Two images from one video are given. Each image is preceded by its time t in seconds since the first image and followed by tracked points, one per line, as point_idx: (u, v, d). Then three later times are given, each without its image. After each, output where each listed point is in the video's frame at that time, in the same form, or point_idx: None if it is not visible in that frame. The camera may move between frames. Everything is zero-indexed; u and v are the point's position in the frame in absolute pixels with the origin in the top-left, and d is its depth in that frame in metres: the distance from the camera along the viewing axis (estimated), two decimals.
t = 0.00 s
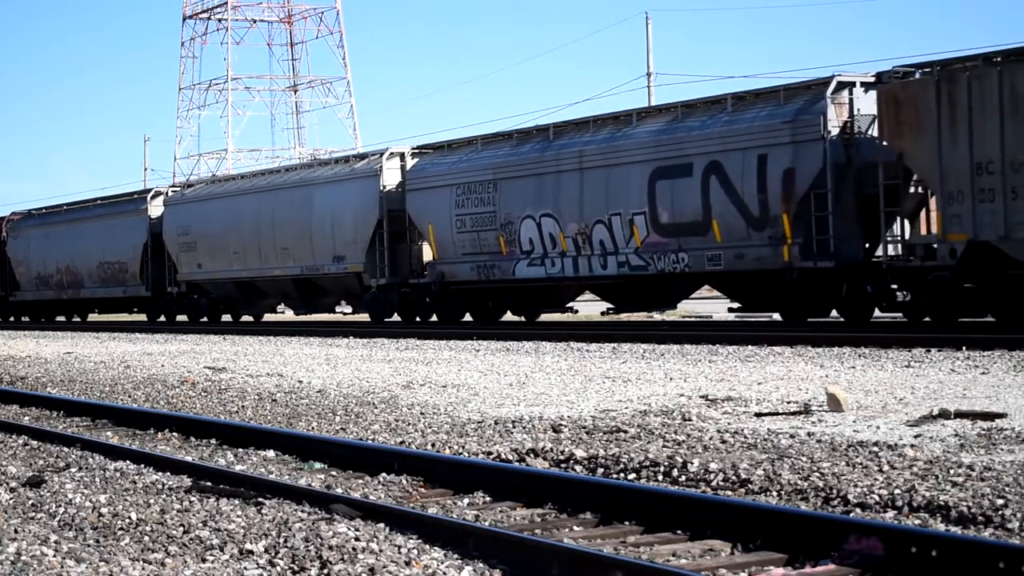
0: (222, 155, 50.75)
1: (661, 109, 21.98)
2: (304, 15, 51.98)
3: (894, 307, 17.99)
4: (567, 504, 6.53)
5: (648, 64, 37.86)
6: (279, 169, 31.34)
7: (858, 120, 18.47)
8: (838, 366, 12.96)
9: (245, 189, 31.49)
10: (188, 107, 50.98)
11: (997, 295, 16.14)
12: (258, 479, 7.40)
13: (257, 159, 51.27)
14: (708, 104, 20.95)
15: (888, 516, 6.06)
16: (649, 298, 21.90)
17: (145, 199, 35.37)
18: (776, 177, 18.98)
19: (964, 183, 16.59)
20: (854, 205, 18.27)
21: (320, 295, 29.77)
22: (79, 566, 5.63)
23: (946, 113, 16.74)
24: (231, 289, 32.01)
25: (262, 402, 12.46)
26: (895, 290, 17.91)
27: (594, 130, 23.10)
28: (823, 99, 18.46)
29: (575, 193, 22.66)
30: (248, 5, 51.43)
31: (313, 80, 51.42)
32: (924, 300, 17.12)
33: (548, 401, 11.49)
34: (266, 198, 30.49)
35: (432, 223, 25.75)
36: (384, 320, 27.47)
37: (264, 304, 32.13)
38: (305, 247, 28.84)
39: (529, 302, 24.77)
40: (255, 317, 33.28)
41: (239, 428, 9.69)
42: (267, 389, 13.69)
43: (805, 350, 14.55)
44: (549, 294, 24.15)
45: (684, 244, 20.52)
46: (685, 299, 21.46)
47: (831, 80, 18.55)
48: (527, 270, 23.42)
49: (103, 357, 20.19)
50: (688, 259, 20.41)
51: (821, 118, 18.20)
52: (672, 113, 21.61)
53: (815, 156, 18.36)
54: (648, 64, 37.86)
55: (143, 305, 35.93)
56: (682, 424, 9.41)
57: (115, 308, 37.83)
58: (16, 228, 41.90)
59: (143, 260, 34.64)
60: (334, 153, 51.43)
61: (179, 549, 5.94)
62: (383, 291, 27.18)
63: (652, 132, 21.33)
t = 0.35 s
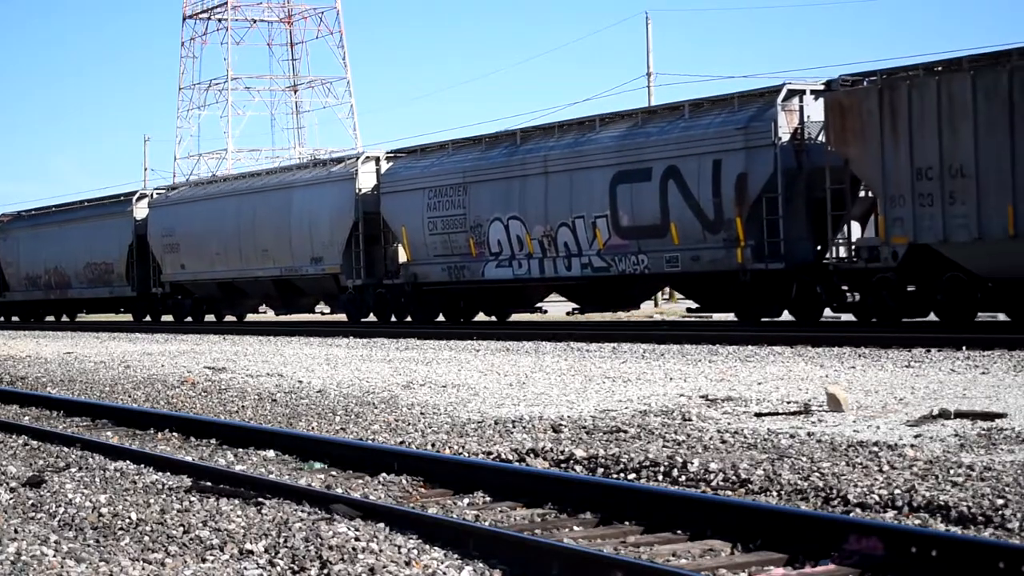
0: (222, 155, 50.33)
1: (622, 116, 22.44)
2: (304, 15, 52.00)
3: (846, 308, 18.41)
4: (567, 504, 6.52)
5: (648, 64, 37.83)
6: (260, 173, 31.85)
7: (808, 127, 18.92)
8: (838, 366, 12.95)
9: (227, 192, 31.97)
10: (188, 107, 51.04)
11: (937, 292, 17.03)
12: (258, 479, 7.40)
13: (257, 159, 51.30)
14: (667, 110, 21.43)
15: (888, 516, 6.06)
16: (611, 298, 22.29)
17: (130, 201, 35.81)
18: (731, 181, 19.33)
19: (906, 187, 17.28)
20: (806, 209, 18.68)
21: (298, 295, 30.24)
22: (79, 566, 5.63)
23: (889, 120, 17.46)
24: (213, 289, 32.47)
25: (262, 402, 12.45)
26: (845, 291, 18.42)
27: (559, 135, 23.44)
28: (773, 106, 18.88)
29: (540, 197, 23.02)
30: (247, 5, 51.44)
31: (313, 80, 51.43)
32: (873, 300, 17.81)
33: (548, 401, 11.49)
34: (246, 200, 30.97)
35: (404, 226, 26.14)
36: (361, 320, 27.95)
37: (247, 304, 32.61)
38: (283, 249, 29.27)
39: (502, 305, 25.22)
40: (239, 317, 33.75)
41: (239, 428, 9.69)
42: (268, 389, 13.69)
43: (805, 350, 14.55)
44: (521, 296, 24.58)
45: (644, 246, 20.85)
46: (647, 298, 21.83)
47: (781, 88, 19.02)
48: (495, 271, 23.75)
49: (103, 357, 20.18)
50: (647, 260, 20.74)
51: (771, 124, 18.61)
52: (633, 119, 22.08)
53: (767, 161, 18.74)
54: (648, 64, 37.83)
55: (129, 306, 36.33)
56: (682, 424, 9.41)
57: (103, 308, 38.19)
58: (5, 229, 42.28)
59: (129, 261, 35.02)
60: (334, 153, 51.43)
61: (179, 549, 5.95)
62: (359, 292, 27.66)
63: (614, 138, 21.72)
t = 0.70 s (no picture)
0: (222, 156, 50.44)
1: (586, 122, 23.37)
2: (304, 15, 52.14)
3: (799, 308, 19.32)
4: (568, 504, 6.52)
5: (647, 63, 37.83)
6: (241, 176, 32.53)
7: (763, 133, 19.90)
8: (838, 366, 12.95)
9: (209, 194, 32.67)
10: (188, 107, 51.19)
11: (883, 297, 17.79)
12: (258, 479, 7.40)
13: (257, 159, 51.42)
14: (628, 116, 22.39)
15: (888, 516, 6.06)
16: (581, 297, 23.14)
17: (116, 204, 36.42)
18: (688, 185, 20.28)
19: (851, 192, 18.25)
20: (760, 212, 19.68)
21: (279, 295, 31.00)
22: (79, 566, 5.63)
23: (836, 127, 18.42)
24: (196, 290, 33.18)
25: (262, 402, 12.46)
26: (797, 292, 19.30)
27: (525, 139, 24.48)
28: (728, 113, 19.86)
29: (508, 200, 23.91)
30: (247, 4, 51.57)
31: (314, 80, 51.58)
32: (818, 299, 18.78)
33: (548, 401, 11.49)
34: (227, 203, 31.66)
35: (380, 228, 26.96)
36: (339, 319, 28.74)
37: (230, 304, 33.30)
38: (263, 251, 29.99)
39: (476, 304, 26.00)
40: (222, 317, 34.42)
41: (239, 428, 9.69)
42: (268, 389, 13.69)
43: (805, 350, 14.56)
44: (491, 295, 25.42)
45: (607, 248, 21.72)
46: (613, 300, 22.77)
47: (735, 96, 19.98)
48: (466, 271, 24.64)
49: (103, 357, 20.19)
50: (610, 262, 21.61)
51: (725, 130, 19.60)
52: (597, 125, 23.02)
53: (720, 167, 19.75)
54: (647, 63, 37.83)
55: (116, 306, 36.92)
56: (682, 424, 9.40)
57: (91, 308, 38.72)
58: None
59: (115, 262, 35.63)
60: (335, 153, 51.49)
61: (179, 549, 5.95)
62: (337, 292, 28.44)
63: (577, 143, 22.68)
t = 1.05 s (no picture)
0: (222, 155, 50.90)
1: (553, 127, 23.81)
2: (304, 15, 52.36)
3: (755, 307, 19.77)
4: (568, 503, 6.52)
5: (648, 63, 37.84)
6: (223, 178, 32.93)
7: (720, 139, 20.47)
8: (837, 366, 12.95)
9: (191, 197, 33.06)
10: (188, 108, 51.72)
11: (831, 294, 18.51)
12: (258, 479, 7.40)
13: (257, 158, 51.92)
14: (593, 121, 22.84)
15: (888, 516, 6.06)
16: (548, 297, 23.67)
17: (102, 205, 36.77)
18: (647, 190, 20.73)
19: (800, 197, 18.77)
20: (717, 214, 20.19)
21: (260, 296, 31.43)
22: (79, 566, 5.63)
23: (786, 133, 18.93)
24: (180, 291, 33.58)
25: (262, 402, 12.46)
26: (753, 292, 19.77)
27: (495, 144, 24.87)
28: (686, 119, 20.42)
29: (478, 203, 24.36)
30: (247, 5, 51.81)
31: (313, 81, 51.75)
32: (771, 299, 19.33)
33: (548, 401, 11.49)
34: (209, 205, 32.07)
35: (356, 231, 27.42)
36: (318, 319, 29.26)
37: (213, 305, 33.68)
38: (243, 252, 30.39)
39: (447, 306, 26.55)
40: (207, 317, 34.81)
41: (239, 428, 9.69)
42: (268, 389, 13.69)
43: (805, 350, 14.56)
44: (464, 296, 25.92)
45: (572, 250, 22.20)
46: (579, 299, 23.31)
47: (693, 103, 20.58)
48: (438, 272, 25.12)
49: (103, 357, 20.19)
50: (574, 263, 22.10)
51: (683, 136, 20.15)
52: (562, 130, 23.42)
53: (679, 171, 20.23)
54: (648, 63, 37.84)
55: (102, 306, 37.24)
56: (682, 424, 9.40)
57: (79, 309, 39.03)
58: None
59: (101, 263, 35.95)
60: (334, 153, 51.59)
61: (179, 549, 5.95)
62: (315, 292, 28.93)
63: (543, 148, 23.10)
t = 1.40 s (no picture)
0: (222, 156, 51.22)
1: (521, 131, 24.59)
2: (304, 15, 52.63)
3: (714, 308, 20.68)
4: (568, 504, 6.52)
5: (647, 63, 37.91)
6: (206, 182, 33.69)
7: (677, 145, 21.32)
8: (837, 366, 12.95)
9: (175, 200, 33.80)
10: (189, 108, 52.50)
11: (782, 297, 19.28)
12: (258, 479, 7.40)
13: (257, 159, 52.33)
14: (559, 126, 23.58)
15: (888, 516, 6.06)
16: (515, 297, 24.52)
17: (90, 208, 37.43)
18: (608, 194, 21.45)
19: (753, 201, 19.56)
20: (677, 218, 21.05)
21: (242, 296, 32.17)
22: (79, 566, 5.63)
23: (740, 140, 19.73)
24: (164, 291, 34.31)
25: (262, 402, 12.46)
26: (711, 293, 20.71)
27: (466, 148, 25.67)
28: (646, 125, 21.21)
29: (449, 206, 25.09)
30: (247, 5, 52.07)
31: (313, 81, 51.99)
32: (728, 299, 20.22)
33: (548, 401, 11.49)
34: (192, 208, 32.82)
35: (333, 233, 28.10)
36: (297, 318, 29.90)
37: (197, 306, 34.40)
38: (225, 254, 31.14)
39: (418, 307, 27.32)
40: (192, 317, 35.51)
41: (239, 428, 9.69)
42: (267, 389, 13.69)
43: (805, 350, 14.56)
44: (438, 297, 26.61)
45: (537, 252, 22.93)
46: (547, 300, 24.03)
47: (652, 109, 21.40)
48: (412, 274, 25.79)
49: (103, 357, 20.19)
50: (540, 265, 22.83)
51: (642, 142, 20.93)
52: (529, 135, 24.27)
53: (639, 176, 21.00)
54: (647, 63, 37.91)
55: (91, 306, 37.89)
56: (682, 424, 9.40)
57: (68, 308, 39.63)
58: None
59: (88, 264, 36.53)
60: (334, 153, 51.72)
61: (179, 549, 5.95)
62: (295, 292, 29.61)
63: (511, 153, 23.89)
